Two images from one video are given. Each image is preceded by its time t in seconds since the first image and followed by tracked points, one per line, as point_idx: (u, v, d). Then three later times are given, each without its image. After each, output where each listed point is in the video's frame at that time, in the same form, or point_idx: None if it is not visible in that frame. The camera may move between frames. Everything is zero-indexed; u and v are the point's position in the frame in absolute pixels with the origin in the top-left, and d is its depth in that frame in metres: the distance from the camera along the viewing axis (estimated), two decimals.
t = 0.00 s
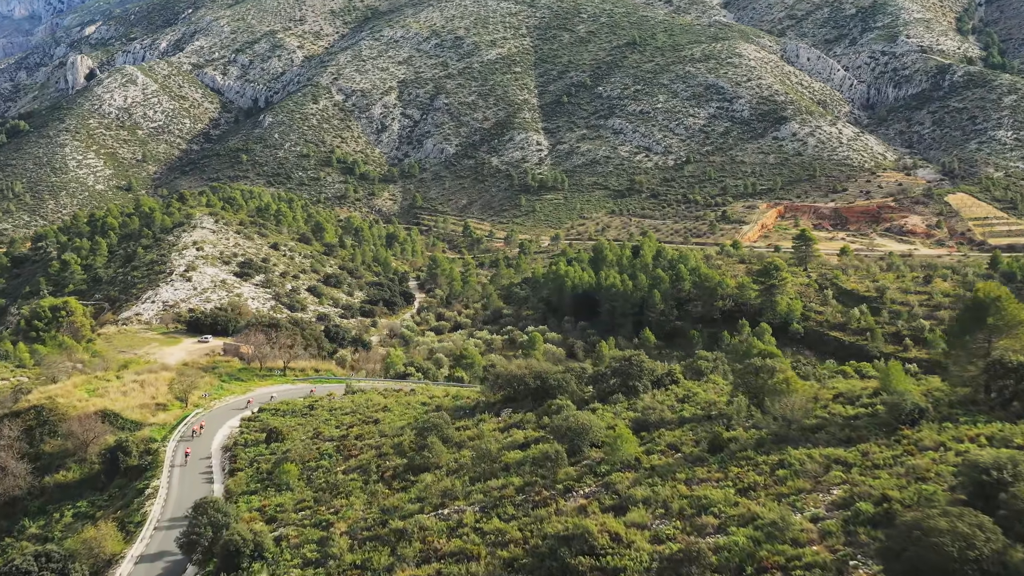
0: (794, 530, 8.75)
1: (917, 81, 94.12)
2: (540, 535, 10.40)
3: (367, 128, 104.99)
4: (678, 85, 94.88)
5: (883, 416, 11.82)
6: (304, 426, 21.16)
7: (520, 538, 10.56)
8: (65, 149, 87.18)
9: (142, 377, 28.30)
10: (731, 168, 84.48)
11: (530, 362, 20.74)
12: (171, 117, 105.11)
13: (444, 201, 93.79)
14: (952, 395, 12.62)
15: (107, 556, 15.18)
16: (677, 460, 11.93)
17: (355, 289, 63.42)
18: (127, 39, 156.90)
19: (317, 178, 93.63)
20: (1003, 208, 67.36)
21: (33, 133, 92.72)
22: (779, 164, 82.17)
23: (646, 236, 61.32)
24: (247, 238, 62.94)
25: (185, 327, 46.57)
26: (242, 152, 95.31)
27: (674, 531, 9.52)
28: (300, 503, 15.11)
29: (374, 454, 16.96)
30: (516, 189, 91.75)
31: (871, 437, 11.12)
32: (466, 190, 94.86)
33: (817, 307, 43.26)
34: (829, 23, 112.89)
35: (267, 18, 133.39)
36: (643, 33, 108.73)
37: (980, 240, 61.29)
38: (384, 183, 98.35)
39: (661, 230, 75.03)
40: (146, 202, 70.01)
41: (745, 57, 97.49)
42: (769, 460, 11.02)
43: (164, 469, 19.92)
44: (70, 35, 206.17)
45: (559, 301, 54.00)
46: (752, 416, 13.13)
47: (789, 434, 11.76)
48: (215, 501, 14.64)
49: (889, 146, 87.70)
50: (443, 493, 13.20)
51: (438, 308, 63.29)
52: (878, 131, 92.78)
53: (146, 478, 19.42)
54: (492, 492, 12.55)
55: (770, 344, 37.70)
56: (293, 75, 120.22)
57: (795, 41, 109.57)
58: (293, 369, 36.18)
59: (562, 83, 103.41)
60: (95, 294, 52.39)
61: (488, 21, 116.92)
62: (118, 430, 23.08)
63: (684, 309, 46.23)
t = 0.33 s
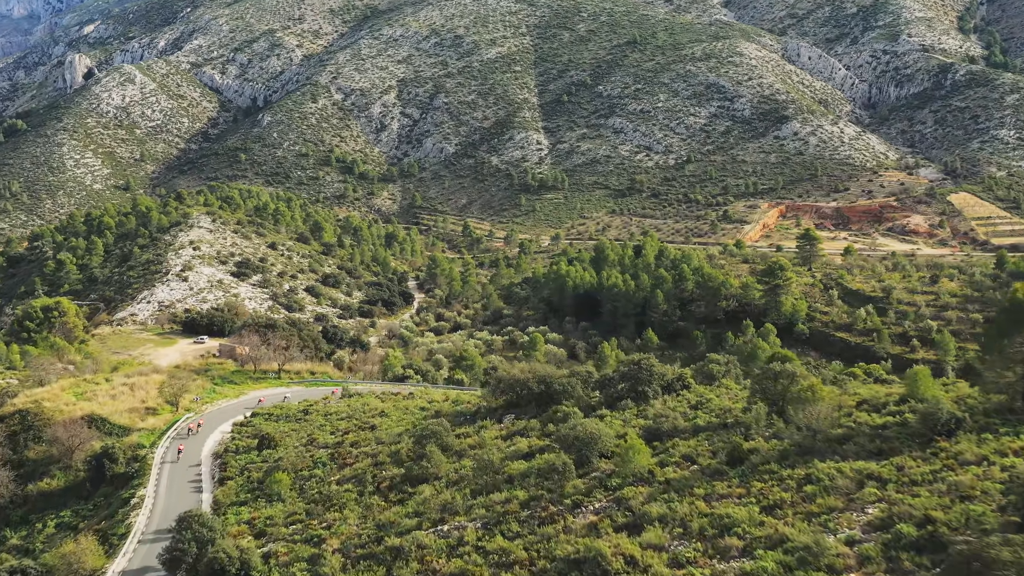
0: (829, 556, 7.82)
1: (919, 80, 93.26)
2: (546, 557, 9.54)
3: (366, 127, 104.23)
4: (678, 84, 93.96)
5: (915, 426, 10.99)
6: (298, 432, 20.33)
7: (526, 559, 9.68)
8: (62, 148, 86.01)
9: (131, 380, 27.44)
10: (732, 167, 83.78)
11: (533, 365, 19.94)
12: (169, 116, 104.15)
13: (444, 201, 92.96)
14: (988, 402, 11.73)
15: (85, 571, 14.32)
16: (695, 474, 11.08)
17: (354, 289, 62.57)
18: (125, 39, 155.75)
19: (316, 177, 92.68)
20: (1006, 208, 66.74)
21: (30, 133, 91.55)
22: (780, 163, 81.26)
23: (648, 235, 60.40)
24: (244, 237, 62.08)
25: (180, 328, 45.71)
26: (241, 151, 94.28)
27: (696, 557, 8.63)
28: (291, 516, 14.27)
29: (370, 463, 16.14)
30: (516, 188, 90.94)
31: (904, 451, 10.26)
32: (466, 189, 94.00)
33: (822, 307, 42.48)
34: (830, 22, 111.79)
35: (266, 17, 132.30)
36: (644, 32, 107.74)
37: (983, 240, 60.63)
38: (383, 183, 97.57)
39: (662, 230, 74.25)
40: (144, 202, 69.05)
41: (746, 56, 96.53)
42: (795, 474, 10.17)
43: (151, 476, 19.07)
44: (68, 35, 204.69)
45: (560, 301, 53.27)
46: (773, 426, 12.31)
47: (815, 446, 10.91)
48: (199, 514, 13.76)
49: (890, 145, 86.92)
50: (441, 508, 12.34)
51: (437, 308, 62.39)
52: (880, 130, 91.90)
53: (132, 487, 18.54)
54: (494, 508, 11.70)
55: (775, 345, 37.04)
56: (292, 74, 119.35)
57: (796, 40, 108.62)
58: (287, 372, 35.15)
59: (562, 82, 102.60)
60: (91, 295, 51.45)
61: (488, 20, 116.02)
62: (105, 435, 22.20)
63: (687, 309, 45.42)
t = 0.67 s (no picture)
0: None
1: (920, 79, 92.46)
2: None
3: (365, 126, 103.38)
4: (679, 83, 93.08)
5: (955, 437, 10.09)
6: (291, 439, 19.51)
7: None
8: (59, 147, 84.92)
9: (121, 383, 26.57)
10: (733, 167, 83.09)
11: (537, 369, 19.10)
12: (167, 115, 103.22)
13: (443, 200, 92.14)
14: None
15: None
16: (715, 490, 10.24)
17: (352, 289, 61.75)
18: (124, 37, 154.69)
19: (315, 176, 91.83)
20: (1009, 207, 66.00)
21: (26, 131, 90.34)
22: (781, 163, 80.44)
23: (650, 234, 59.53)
24: (241, 237, 61.17)
25: (176, 329, 44.80)
26: (239, 150, 93.31)
27: None
28: (281, 530, 13.42)
29: (365, 473, 15.30)
30: (516, 188, 90.10)
31: (946, 465, 9.36)
32: (466, 189, 93.17)
33: (828, 308, 41.62)
34: (831, 20, 110.80)
35: (264, 16, 131.21)
36: (644, 31, 106.80)
37: (986, 239, 59.89)
38: (382, 182, 96.78)
39: (663, 230, 73.38)
40: (140, 200, 68.11)
41: (747, 55, 95.69)
42: (825, 492, 9.30)
43: (137, 485, 18.19)
44: (67, 34, 203.58)
45: (561, 302, 52.47)
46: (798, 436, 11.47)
47: (845, 459, 10.04)
48: (181, 529, 12.87)
49: (892, 144, 86.11)
50: (440, 525, 11.49)
51: (436, 309, 61.47)
52: (882, 129, 91.04)
53: (116, 496, 17.64)
54: (497, 525, 10.85)
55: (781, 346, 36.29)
56: (290, 73, 118.49)
57: (797, 38, 107.66)
58: (282, 375, 33.83)
59: (562, 81, 101.76)
60: (85, 295, 50.52)
61: (488, 19, 115.19)
62: (91, 441, 21.36)
63: (690, 309, 44.67)
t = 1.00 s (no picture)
0: None
1: (922, 78, 91.58)
2: None
3: (364, 125, 102.57)
4: (679, 81, 92.26)
5: (999, 449, 9.26)
6: (284, 446, 18.71)
7: None
8: (57, 146, 83.79)
9: (110, 386, 25.74)
10: (734, 166, 82.30)
11: (541, 372, 18.34)
12: (165, 114, 102.37)
13: (443, 199, 91.27)
14: None
15: None
16: (739, 508, 9.42)
17: (350, 288, 60.94)
18: (122, 36, 153.61)
19: (314, 175, 90.99)
20: (1012, 206, 65.23)
21: (23, 130, 89.18)
22: (783, 162, 79.62)
23: (652, 233, 58.66)
24: (239, 236, 60.21)
25: (171, 329, 43.88)
26: (237, 149, 92.34)
27: None
28: (270, 547, 12.56)
29: (360, 484, 14.45)
30: (516, 187, 89.19)
31: (994, 482, 8.47)
32: (466, 188, 92.31)
33: (833, 308, 40.78)
34: (833, 18, 109.59)
35: (263, 14, 130.16)
36: (644, 29, 105.80)
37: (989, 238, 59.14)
38: (381, 182, 96.08)
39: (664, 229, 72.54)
40: (137, 199, 67.17)
41: (748, 53, 94.82)
42: (862, 513, 8.42)
43: (121, 494, 17.31)
44: (65, 32, 202.19)
45: (561, 301, 51.68)
46: (825, 448, 10.67)
47: (882, 476, 9.17)
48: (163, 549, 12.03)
49: (893, 143, 85.26)
50: (439, 543, 10.65)
51: (436, 308, 60.59)
52: (883, 128, 90.13)
53: (98, 508, 16.72)
54: (502, 545, 9.97)
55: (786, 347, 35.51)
56: (289, 72, 117.57)
57: (798, 37, 106.61)
58: (277, 376, 32.64)
59: (562, 80, 100.95)
60: (80, 294, 49.54)
61: (487, 17, 114.37)
62: (77, 447, 20.51)
63: (693, 309, 43.85)
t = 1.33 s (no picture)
0: None
1: (923, 77, 90.81)
2: None
3: (363, 124, 101.80)
4: (680, 80, 91.42)
5: None
6: (276, 453, 17.88)
7: None
8: (54, 145, 82.60)
9: (98, 390, 24.86)
10: (735, 165, 81.45)
11: (545, 376, 17.52)
12: (163, 113, 101.50)
13: (442, 199, 90.46)
14: None
15: None
16: (768, 529, 8.56)
17: (349, 288, 60.12)
18: (120, 35, 152.45)
19: (312, 175, 90.17)
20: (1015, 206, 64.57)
21: (19, 129, 87.98)
22: (784, 161, 78.70)
23: (653, 232, 57.77)
24: (236, 235, 59.26)
25: (166, 329, 42.97)
26: (235, 148, 91.44)
27: None
28: (259, 565, 11.71)
29: (356, 496, 13.62)
30: (516, 186, 88.33)
31: None
32: (466, 187, 91.42)
33: (839, 308, 39.97)
34: (833, 17, 108.73)
35: (262, 13, 129.17)
36: (644, 28, 104.88)
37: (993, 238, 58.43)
38: (380, 181, 95.25)
39: (664, 229, 71.70)
40: (134, 199, 66.27)
41: (749, 52, 93.99)
42: (908, 535, 7.48)
43: (105, 504, 16.45)
44: (63, 32, 201.07)
45: (562, 301, 50.89)
46: (858, 462, 9.84)
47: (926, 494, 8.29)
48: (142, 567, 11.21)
49: (895, 142, 84.31)
50: (439, 565, 9.79)
51: (435, 309, 59.71)
52: (884, 127, 89.24)
53: (79, 519, 15.84)
54: (507, 567, 9.12)
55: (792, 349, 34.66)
56: (288, 71, 116.70)
57: (799, 36, 105.66)
58: (269, 380, 31.22)
59: (562, 79, 100.18)
60: (75, 295, 48.59)
61: (487, 16, 113.53)
62: (60, 454, 19.63)
63: (696, 309, 43.01)
